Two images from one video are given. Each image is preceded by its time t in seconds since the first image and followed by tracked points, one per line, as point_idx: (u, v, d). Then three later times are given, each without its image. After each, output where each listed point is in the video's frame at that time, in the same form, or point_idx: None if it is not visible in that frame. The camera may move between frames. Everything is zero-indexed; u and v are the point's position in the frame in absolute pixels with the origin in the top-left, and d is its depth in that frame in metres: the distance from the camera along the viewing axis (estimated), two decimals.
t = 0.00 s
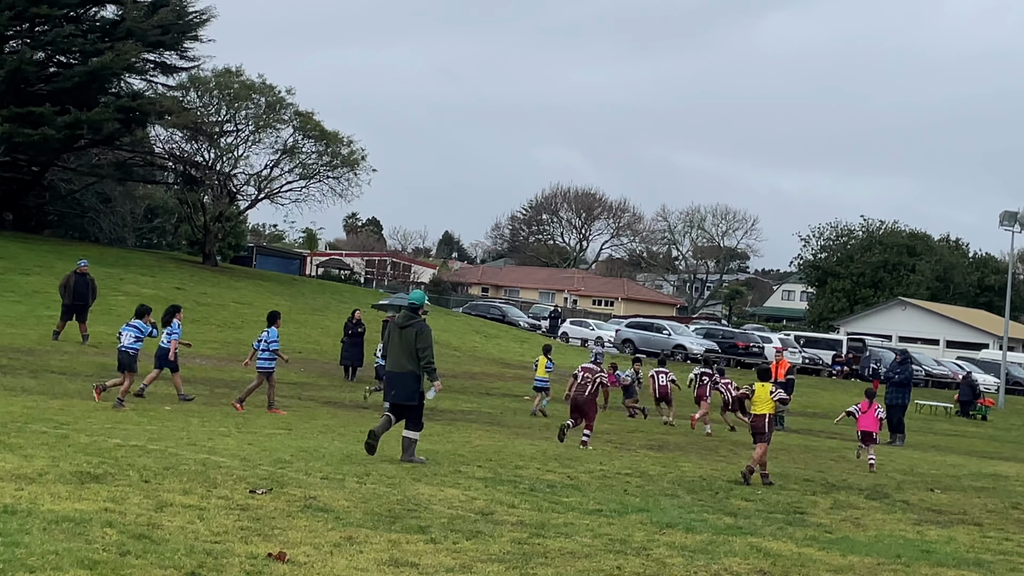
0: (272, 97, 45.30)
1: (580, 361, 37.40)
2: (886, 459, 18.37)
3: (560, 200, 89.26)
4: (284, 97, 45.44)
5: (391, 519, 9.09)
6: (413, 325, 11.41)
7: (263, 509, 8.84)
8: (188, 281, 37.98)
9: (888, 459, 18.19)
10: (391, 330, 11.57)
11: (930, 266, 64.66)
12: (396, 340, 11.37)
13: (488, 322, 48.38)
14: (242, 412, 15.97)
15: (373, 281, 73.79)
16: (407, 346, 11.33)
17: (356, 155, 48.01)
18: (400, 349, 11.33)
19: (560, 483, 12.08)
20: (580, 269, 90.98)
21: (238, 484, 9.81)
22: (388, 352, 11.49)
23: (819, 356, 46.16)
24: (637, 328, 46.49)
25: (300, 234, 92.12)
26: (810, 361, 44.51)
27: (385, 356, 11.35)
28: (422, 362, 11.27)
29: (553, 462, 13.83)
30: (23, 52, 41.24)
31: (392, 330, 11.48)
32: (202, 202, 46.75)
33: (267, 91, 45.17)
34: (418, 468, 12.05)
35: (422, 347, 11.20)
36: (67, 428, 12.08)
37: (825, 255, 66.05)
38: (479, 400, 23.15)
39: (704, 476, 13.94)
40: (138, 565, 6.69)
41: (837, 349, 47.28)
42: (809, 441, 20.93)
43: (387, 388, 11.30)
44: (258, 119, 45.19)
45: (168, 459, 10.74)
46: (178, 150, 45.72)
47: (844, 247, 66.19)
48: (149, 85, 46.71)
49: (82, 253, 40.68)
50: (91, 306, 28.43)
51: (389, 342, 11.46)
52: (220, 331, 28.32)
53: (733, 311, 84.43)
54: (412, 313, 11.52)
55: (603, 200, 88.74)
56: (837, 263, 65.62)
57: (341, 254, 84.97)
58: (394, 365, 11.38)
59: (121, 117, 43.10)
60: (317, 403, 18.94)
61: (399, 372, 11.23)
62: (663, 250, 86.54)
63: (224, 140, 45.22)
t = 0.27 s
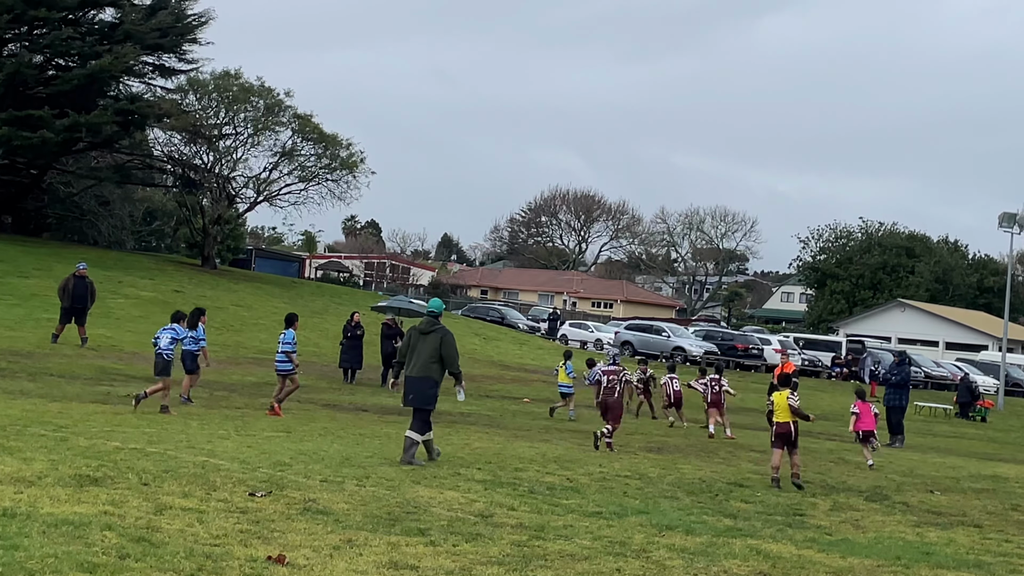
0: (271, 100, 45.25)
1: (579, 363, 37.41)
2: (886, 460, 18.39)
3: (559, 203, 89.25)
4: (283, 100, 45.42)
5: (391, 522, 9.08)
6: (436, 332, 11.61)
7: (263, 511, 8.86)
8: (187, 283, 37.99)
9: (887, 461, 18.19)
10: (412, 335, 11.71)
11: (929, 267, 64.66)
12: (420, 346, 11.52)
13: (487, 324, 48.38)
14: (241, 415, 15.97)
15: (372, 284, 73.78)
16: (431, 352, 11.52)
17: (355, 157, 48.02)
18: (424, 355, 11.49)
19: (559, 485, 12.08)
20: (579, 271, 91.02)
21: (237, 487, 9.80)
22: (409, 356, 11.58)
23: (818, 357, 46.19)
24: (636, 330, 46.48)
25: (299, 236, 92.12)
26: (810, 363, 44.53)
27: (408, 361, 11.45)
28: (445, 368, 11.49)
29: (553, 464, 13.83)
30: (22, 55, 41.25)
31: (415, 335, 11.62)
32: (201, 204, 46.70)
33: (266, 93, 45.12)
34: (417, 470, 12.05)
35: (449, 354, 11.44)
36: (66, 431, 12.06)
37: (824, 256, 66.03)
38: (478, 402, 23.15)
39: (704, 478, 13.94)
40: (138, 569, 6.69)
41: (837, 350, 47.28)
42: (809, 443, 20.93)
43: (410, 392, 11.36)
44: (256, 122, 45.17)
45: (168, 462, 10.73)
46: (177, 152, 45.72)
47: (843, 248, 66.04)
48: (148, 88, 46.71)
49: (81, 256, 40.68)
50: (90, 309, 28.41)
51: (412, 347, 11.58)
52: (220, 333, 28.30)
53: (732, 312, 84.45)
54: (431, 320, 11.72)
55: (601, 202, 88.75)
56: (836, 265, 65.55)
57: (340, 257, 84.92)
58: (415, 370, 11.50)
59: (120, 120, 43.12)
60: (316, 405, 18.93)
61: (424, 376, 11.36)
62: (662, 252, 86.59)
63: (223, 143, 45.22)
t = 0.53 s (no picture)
0: (278, 102, 45.29)
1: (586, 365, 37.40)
2: (894, 462, 18.33)
3: (566, 205, 89.21)
4: (290, 102, 45.46)
5: (398, 524, 9.08)
6: (457, 332, 11.60)
7: (271, 513, 8.86)
8: (194, 285, 38.09)
9: (895, 463, 18.13)
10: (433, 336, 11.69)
11: (937, 269, 64.45)
12: (443, 347, 11.52)
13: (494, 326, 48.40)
14: (247, 417, 15.98)
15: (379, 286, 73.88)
16: (454, 352, 11.51)
17: (362, 159, 48.08)
18: (447, 357, 11.48)
19: (567, 487, 12.07)
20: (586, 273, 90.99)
21: (245, 489, 9.81)
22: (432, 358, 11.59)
23: (826, 359, 46.11)
24: (643, 332, 46.44)
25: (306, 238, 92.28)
26: (817, 365, 44.42)
27: (431, 364, 11.44)
28: (470, 367, 11.49)
29: (561, 466, 13.82)
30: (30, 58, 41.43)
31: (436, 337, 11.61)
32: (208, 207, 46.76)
33: (273, 95, 45.16)
34: (425, 472, 12.05)
35: (472, 353, 11.43)
36: (74, 433, 12.09)
37: (831, 258, 65.86)
38: (485, 404, 23.16)
39: (711, 480, 13.92)
40: (146, 571, 6.69)
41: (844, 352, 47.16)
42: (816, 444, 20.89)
43: (437, 395, 11.39)
44: (263, 125, 45.33)
45: (176, 464, 10.74)
46: (184, 155, 45.84)
47: (850, 250, 65.84)
48: (155, 90, 46.83)
49: (88, 258, 40.83)
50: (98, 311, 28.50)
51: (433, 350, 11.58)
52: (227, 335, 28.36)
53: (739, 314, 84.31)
54: (452, 320, 11.70)
55: (608, 204, 88.67)
56: (843, 266, 65.32)
57: (347, 259, 85.01)
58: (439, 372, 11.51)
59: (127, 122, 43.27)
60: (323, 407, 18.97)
61: (450, 378, 11.38)
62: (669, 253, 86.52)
63: (230, 145, 45.32)
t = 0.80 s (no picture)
0: (294, 104, 45.40)
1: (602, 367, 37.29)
2: (912, 464, 18.15)
3: (581, 207, 89.00)
4: (306, 104, 45.56)
5: (416, 526, 9.03)
6: (484, 335, 11.87)
7: (288, 515, 8.83)
8: (210, 287, 38.22)
9: (913, 465, 17.97)
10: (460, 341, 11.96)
11: (954, 271, 63.99)
12: (469, 350, 11.78)
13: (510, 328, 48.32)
14: (263, 419, 15.97)
15: (395, 288, 73.91)
16: (481, 354, 11.78)
17: (378, 161, 48.14)
18: (475, 359, 11.74)
19: (583, 489, 11.99)
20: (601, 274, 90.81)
21: (263, 491, 9.79)
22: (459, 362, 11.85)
23: (842, 361, 45.83)
24: (660, 334, 46.26)
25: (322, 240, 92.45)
26: (834, 367, 44.17)
27: (460, 366, 11.68)
28: (496, 370, 11.75)
29: (577, 468, 13.74)
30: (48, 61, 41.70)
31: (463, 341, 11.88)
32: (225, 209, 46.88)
33: (289, 98, 45.26)
34: (441, 474, 12.01)
35: (499, 354, 11.70)
36: (91, 435, 12.09)
37: (847, 260, 65.54)
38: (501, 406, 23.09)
39: (728, 482, 13.80)
40: (163, 572, 6.68)
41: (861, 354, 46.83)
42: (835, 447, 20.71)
43: (466, 397, 11.58)
44: (279, 126, 45.28)
45: (192, 466, 10.73)
46: (201, 157, 45.93)
47: (867, 252, 65.71)
48: (172, 93, 46.95)
49: (106, 260, 41.03)
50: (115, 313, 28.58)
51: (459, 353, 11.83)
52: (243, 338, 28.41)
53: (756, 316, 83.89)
54: (479, 325, 12.01)
55: (624, 206, 88.45)
56: (860, 268, 65.05)
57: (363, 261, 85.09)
58: (466, 375, 11.73)
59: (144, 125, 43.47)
60: (339, 409, 18.93)
61: (477, 379, 11.61)
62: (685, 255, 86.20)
63: (247, 148, 45.42)
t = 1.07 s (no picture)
0: (319, 106, 45.60)
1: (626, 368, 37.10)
2: (941, 467, 17.90)
3: (606, 208, 88.78)
4: (331, 106, 45.74)
5: (441, 528, 8.96)
6: (523, 338, 11.83)
7: (314, 517, 8.79)
8: (236, 289, 38.41)
9: (942, 468, 17.71)
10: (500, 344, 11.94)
11: (981, 272, 63.25)
12: (509, 353, 11.76)
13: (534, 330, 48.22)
14: (287, 420, 15.96)
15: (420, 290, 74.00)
16: (520, 358, 11.74)
17: (403, 163, 48.22)
18: (514, 362, 11.72)
19: (609, 491, 11.87)
20: (626, 276, 90.49)
21: (289, 492, 9.76)
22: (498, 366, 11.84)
23: (869, 363, 45.41)
24: (685, 335, 45.99)
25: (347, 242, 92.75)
26: (860, 369, 43.77)
27: (499, 369, 11.68)
28: (535, 372, 11.72)
29: (602, 470, 13.63)
30: (74, 64, 42.19)
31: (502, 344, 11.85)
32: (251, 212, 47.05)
33: (314, 100, 45.50)
34: (467, 476, 11.93)
35: (538, 357, 11.65)
36: (117, 436, 12.12)
37: (874, 262, 64.96)
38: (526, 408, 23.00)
39: (754, 484, 13.63)
40: (190, 572, 6.65)
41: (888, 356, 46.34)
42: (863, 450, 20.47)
43: (504, 400, 11.61)
44: (304, 128, 45.43)
45: (217, 467, 10.72)
46: (226, 159, 46.16)
47: (893, 253, 65.12)
48: (198, 95, 47.33)
49: (134, 263, 41.36)
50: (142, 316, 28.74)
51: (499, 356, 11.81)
52: (269, 339, 28.49)
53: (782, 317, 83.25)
54: (519, 328, 11.96)
55: (650, 208, 88.11)
56: (886, 270, 64.44)
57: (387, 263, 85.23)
58: (505, 378, 11.73)
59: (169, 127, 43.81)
60: (363, 411, 18.91)
61: (517, 383, 11.59)
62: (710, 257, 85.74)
63: (272, 150, 45.64)
